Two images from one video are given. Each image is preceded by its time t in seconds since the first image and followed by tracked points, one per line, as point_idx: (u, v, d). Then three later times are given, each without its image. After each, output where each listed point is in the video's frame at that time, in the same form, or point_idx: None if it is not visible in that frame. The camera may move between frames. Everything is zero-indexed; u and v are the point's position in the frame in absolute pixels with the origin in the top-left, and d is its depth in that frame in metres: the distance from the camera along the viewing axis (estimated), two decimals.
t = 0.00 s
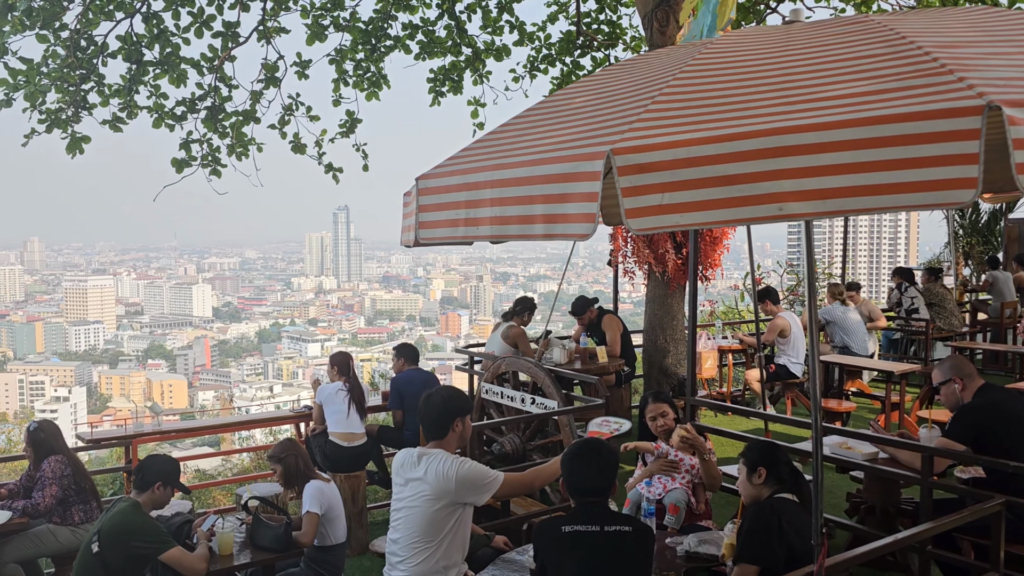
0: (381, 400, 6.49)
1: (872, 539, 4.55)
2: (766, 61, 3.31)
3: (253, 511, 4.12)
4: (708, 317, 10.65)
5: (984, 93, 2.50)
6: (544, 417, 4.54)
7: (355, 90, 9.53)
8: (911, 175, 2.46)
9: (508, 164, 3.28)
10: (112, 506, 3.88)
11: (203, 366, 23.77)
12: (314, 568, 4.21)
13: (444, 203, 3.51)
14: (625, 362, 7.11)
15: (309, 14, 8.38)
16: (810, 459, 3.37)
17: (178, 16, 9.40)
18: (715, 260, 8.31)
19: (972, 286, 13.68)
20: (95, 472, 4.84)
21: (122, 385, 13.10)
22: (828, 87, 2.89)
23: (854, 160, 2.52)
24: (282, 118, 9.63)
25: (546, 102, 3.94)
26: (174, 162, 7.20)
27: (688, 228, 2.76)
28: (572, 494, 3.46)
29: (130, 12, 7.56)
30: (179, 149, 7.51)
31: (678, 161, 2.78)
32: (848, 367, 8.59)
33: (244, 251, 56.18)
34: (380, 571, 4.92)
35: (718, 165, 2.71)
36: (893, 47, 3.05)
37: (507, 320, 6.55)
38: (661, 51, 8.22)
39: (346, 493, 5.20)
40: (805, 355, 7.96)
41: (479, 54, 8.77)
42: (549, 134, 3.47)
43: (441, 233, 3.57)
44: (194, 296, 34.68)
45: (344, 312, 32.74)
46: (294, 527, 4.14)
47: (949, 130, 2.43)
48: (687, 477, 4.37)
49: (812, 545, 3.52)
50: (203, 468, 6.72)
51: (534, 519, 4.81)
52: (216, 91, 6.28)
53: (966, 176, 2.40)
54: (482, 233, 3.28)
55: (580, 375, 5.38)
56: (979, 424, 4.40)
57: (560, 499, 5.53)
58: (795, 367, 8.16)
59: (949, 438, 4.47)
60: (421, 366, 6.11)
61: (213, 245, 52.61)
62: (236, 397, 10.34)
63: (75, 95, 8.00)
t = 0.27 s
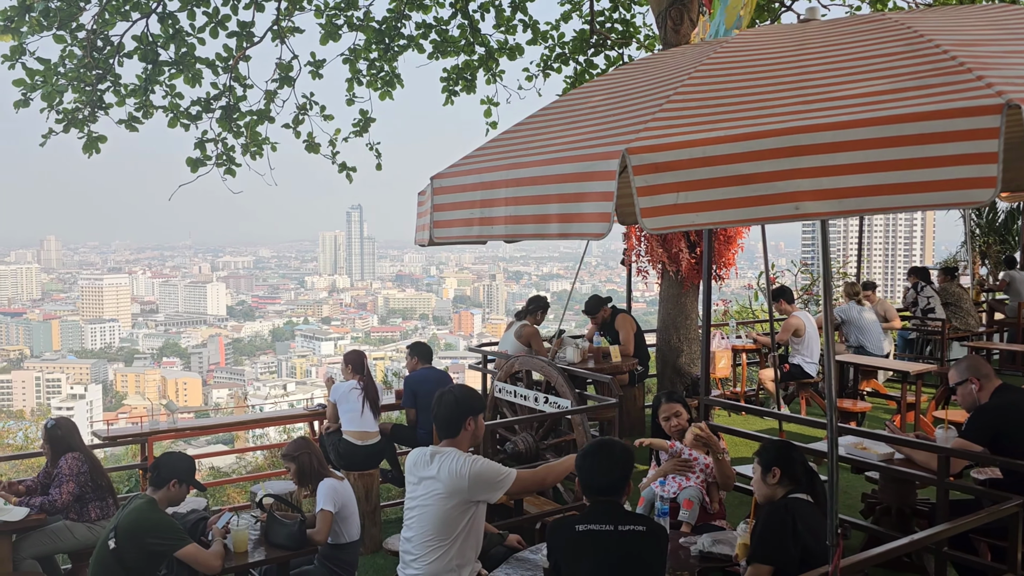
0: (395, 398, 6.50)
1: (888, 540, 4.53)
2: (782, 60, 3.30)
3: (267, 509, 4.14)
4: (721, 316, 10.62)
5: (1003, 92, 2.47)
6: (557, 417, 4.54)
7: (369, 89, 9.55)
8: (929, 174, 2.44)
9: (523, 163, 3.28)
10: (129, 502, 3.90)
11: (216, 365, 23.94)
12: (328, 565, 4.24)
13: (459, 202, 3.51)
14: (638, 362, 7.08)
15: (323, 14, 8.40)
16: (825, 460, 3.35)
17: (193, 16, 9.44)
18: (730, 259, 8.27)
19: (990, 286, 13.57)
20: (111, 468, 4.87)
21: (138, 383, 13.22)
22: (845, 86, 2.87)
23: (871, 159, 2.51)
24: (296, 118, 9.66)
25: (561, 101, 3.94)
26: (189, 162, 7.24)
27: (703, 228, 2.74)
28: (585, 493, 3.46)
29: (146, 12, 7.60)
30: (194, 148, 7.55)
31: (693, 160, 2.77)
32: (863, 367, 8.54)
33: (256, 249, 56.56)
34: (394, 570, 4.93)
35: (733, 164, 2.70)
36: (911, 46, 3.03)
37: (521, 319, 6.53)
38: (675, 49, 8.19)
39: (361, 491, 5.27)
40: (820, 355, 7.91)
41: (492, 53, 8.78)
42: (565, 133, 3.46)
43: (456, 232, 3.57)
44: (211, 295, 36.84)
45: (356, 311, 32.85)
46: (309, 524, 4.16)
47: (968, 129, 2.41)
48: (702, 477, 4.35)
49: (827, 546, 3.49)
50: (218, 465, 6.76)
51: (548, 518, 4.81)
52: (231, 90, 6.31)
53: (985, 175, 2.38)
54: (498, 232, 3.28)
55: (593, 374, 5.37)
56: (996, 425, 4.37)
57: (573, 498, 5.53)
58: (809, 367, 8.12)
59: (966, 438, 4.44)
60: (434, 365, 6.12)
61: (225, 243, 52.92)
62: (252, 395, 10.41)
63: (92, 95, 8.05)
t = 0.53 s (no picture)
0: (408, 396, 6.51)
1: (904, 541, 4.51)
2: (799, 59, 3.28)
3: (282, 506, 4.15)
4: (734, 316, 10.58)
5: None
6: (571, 415, 4.53)
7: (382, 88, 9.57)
8: (948, 173, 2.42)
9: (539, 162, 3.27)
10: (144, 499, 3.93)
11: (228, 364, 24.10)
12: (342, 563, 4.25)
13: (474, 201, 3.51)
14: (652, 362, 7.05)
15: (337, 13, 8.42)
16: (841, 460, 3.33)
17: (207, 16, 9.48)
18: (744, 258, 8.25)
19: (1006, 285, 13.47)
20: (127, 465, 4.91)
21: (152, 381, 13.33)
22: (863, 84, 2.86)
23: (890, 158, 2.49)
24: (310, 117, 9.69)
25: (576, 101, 3.94)
26: (204, 161, 7.27)
27: (720, 227, 2.73)
28: (599, 492, 3.46)
29: (161, 12, 7.64)
30: (209, 148, 7.59)
31: (710, 159, 2.76)
32: (878, 366, 8.49)
33: (270, 248, 58.03)
34: (408, 568, 4.94)
35: (750, 163, 2.69)
36: (929, 44, 3.01)
37: (534, 318, 6.51)
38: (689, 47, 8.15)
39: (374, 490, 5.31)
40: (834, 355, 7.86)
41: (505, 52, 8.77)
42: (581, 132, 3.46)
43: (471, 231, 3.57)
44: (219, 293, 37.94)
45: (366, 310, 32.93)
46: (323, 522, 4.17)
47: (988, 127, 2.39)
48: (716, 476, 4.33)
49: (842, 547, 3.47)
50: (232, 463, 6.79)
51: (561, 517, 4.81)
52: (246, 90, 6.33)
53: (1005, 174, 2.36)
54: (513, 231, 3.28)
55: (607, 373, 5.35)
56: (1014, 425, 4.34)
57: (586, 497, 5.53)
58: (824, 366, 8.07)
59: (983, 439, 4.42)
60: (447, 364, 6.12)
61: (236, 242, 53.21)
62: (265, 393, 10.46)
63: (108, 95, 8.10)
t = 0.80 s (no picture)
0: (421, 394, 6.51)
1: (920, 542, 4.48)
2: (817, 56, 3.27)
3: (297, 504, 4.17)
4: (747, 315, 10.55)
5: None
6: (584, 414, 4.53)
7: (395, 87, 9.58)
8: (968, 171, 2.40)
9: (556, 160, 3.27)
10: (160, 496, 3.95)
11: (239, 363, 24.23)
12: (356, 560, 4.26)
13: (491, 199, 3.52)
14: (665, 360, 7.02)
15: (350, 12, 8.43)
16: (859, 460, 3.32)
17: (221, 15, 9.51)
18: (759, 257, 8.22)
19: None
20: (143, 462, 4.92)
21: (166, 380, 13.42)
22: (882, 81, 2.84)
23: (909, 156, 2.48)
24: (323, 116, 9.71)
25: (591, 99, 3.94)
26: (218, 160, 7.29)
27: (738, 225, 2.72)
28: (615, 490, 3.46)
29: (176, 12, 7.67)
30: (223, 147, 7.61)
31: (729, 158, 2.75)
32: (894, 366, 8.45)
33: (280, 248, 58.29)
34: (422, 566, 4.95)
35: (769, 162, 2.67)
36: (949, 41, 2.99)
37: (547, 317, 6.51)
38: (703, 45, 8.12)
39: (388, 488, 5.29)
40: (849, 354, 7.81)
41: (518, 51, 8.76)
42: (597, 130, 3.45)
43: (488, 229, 3.57)
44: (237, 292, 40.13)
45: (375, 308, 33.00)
46: (337, 519, 4.18)
47: (1009, 126, 2.38)
48: (730, 474, 4.32)
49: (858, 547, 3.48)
50: (246, 461, 6.82)
51: (575, 516, 4.81)
52: (260, 89, 6.34)
53: None
54: (530, 229, 3.28)
55: (620, 372, 5.34)
56: None
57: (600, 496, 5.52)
58: (838, 366, 8.02)
59: (1001, 439, 4.38)
60: (461, 362, 6.11)
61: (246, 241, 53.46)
62: (279, 391, 10.50)
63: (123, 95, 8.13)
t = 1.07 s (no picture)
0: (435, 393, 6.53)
1: (938, 542, 4.47)
2: (837, 53, 3.26)
3: (312, 502, 4.18)
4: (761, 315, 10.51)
5: None
6: (599, 413, 4.54)
7: (408, 86, 9.59)
8: (991, 169, 2.39)
9: (573, 159, 3.28)
10: (177, 493, 3.96)
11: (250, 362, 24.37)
12: (371, 559, 4.28)
13: (507, 198, 3.52)
14: (680, 359, 6.99)
15: (364, 11, 8.45)
16: (877, 460, 3.31)
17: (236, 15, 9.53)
18: (774, 256, 8.22)
19: None
20: (159, 460, 4.95)
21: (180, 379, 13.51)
22: (904, 78, 2.83)
23: (930, 154, 2.47)
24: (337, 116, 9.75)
25: (609, 97, 3.94)
26: (233, 159, 7.32)
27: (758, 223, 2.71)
28: (630, 490, 3.46)
29: (191, 12, 7.70)
30: (238, 146, 7.64)
31: (748, 155, 2.75)
32: (910, 365, 8.40)
33: (290, 248, 58.55)
34: (436, 564, 4.96)
35: (789, 159, 2.67)
36: (971, 37, 2.97)
37: (560, 316, 6.50)
38: (718, 43, 8.09)
39: (401, 487, 5.25)
40: (865, 354, 7.77)
41: (532, 50, 8.76)
42: (616, 127, 3.46)
43: (504, 227, 3.58)
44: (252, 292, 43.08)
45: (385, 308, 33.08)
46: (352, 518, 4.19)
47: None
48: (743, 473, 4.31)
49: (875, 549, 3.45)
50: (261, 459, 6.85)
51: (590, 515, 4.81)
52: (275, 88, 6.35)
53: None
54: (546, 228, 3.28)
55: (634, 371, 5.34)
56: None
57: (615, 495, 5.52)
58: (854, 365, 7.99)
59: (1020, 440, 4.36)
60: (474, 361, 6.09)
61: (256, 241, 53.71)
62: (293, 391, 10.55)
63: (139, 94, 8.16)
